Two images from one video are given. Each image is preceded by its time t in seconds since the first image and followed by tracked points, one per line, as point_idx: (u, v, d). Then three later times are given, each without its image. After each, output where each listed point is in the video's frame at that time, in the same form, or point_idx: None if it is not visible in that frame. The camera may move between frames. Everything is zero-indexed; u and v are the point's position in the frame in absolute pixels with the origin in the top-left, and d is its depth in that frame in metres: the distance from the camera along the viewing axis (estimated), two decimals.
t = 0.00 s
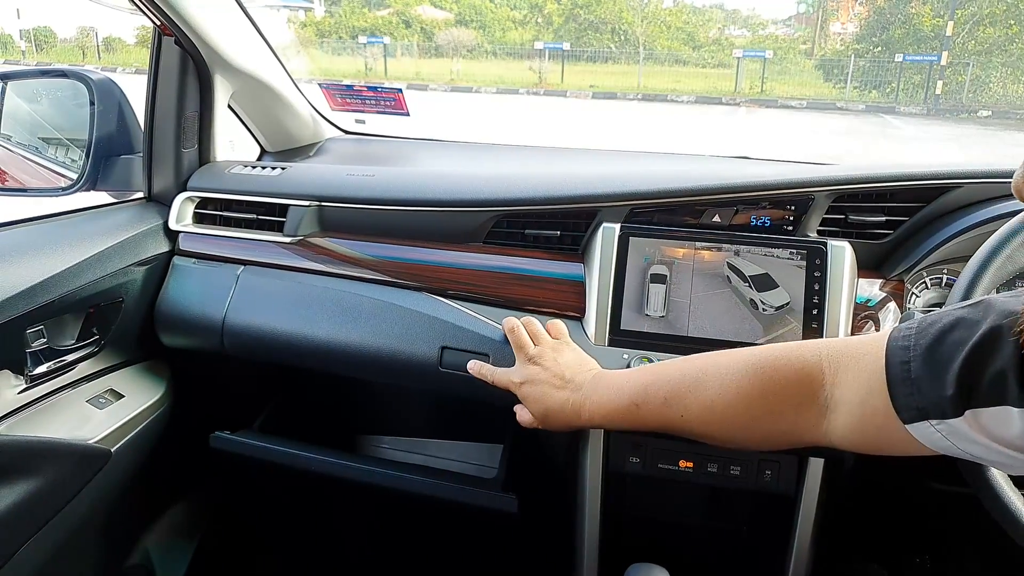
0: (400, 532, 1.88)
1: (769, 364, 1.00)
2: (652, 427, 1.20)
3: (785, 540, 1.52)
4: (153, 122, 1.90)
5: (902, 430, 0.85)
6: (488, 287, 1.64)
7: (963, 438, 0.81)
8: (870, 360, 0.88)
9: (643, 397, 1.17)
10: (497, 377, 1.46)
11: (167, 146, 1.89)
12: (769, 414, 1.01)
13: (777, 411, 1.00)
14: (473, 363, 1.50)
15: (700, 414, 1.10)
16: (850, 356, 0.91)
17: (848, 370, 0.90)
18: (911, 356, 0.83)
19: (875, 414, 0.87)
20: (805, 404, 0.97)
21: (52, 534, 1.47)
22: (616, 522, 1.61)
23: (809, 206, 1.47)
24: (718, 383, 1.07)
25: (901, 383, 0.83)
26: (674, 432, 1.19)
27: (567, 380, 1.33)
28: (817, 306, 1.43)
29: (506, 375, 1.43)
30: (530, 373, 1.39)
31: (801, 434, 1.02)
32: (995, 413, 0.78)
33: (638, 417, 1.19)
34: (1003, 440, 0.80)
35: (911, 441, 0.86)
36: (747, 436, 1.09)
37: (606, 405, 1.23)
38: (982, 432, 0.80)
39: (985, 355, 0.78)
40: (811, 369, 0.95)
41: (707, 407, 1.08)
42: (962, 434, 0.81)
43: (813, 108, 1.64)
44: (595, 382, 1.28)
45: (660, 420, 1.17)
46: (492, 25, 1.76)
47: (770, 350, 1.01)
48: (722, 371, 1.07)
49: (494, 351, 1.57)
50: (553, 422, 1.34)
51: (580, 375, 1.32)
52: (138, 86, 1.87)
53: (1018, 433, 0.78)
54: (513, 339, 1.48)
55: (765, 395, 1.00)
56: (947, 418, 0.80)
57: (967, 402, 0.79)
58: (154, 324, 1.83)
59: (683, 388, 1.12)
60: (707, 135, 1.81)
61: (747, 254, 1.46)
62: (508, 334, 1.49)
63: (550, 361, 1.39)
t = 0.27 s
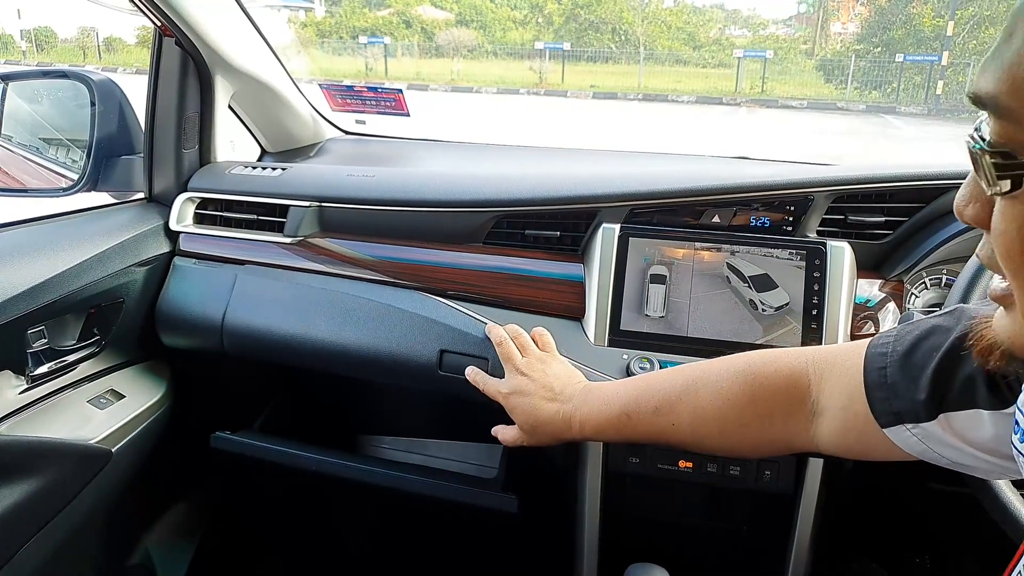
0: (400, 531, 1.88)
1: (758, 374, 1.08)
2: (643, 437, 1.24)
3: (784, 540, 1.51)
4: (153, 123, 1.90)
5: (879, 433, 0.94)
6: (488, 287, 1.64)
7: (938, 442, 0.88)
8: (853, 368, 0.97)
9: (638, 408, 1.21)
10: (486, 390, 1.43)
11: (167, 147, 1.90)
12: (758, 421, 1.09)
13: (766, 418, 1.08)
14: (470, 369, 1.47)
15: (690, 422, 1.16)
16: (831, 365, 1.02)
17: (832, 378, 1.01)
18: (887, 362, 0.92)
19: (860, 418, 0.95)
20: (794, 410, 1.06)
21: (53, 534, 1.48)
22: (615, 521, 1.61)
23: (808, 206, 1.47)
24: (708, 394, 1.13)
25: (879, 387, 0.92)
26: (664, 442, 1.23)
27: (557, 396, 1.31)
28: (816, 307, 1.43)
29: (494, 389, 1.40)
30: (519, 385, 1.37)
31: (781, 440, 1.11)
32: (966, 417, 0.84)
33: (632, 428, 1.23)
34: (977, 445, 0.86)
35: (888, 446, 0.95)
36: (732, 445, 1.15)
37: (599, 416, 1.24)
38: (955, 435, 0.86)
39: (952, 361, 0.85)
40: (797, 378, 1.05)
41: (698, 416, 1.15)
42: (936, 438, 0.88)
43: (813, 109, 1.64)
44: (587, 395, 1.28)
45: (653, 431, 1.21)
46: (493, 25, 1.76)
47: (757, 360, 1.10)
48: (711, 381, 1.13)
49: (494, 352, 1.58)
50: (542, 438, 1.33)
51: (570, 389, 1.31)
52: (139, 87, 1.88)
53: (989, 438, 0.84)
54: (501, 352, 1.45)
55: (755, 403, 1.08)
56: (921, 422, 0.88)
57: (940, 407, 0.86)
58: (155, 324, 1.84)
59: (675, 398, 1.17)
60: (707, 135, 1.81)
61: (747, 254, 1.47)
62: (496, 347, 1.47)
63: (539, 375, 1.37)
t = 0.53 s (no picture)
0: (399, 531, 1.86)
1: (753, 386, 1.09)
2: (642, 450, 1.23)
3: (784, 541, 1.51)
4: (154, 123, 1.91)
5: (874, 440, 0.95)
6: (488, 286, 1.64)
7: (932, 449, 0.91)
8: (845, 378, 0.99)
9: (637, 419, 1.20)
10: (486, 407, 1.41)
11: (169, 146, 1.90)
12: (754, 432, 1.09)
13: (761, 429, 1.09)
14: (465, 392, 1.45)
15: (688, 437, 1.16)
16: (823, 374, 1.03)
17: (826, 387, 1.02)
18: (881, 371, 0.94)
19: (857, 425, 0.96)
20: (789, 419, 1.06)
21: (54, 532, 1.48)
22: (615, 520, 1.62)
23: (808, 206, 1.47)
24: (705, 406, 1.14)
25: (873, 396, 0.94)
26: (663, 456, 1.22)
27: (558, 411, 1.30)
28: (815, 306, 1.43)
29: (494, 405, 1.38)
30: (519, 401, 1.34)
31: (775, 452, 1.11)
32: (959, 423, 0.87)
33: (631, 442, 1.22)
34: (967, 450, 0.90)
35: (884, 452, 0.96)
36: (728, 457, 1.15)
37: (600, 430, 1.24)
38: (949, 441, 0.89)
39: (946, 368, 0.88)
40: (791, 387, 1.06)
41: (696, 429, 1.15)
42: (930, 444, 0.91)
43: (813, 109, 1.66)
44: (586, 414, 1.27)
45: (652, 443, 1.20)
46: (493, 25, 1.76)
47: (749, 373, 1.12)
48: (707, 394, 1.14)
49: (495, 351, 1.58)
50: (543, 454, 1.32)
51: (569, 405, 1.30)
52: (140, 87, 1.88)
53: (980, 442, 0.88)
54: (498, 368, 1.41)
55: (751, 414, 1.09)
56: (915, 430, 0.90)
57: (933, 414, 0.88)
58: (157, 324, 1.85)
59: (671, 411, 1.17)
60: (708, 135, 1.82)
61: (746, 254, 1.47)
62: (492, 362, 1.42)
63: (539, 390, 1.35)
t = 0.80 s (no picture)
0: (402, 531, 1.86)
1: (761, 399, 1.09)
2: (651, 466, 1.22)
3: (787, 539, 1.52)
4: (158, 122, 1.92)
5: (885, 448, 0.95)
6: (490, 286, 1.64)
7: (943, 454, 0.89)
8: (855, 388, 0.99)
9: (646, 434, 1.19)
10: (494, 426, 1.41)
11: (172, 145, 1.91)
12: (765, 444, 1.09)
13: (773, 441, 1.08)
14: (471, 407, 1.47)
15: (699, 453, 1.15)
16: (832, 385, 1.04)
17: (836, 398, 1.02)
18: (893, 375, 0.94)
19: (870, 434, 0.96)
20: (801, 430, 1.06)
21: (57, 532, 1.48)
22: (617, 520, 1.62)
23: (810, 205, 1.48)
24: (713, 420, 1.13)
25: (885, 401, 0.93)
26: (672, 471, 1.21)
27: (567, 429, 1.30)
28: (818, 305, 1.44)
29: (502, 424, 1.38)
30: (525, 421, 1.34)
31: (784, 465, 1.11)
32: (971, 429, 0.86)
33: (641, 457, 1.20)
34: (982, 457, 0.87)
35: (897, 460, 0.96)
36: (739, 471, 1.14)
37: (609, 446, 1.23)
38: (961, 446, 0.87)
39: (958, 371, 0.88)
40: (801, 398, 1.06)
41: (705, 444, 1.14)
42: (941, 450, 0.89)
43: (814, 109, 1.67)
44: (594, 430, 1.27)
45: (662, 458, 1.19)
46: (494, 25, 1.76)
47: (757, 386, 1.12)
48: (714, 408, 1.14)
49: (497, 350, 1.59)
50: (553, 472, 1.32)
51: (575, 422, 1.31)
52: (143, 87, 1.89)
53: (993, 448, 0.85)
54: (502, 391, 1.40)
55: (760, 425, 1.09)
56: (928, 435, 0.89)
57: (945, 418, 0.87)
58: (159, 324, 1.85)
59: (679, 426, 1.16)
60: (709, 134, 1.82)
61: (748, 253, 1.47)
62: (494, 385, 1.42)
63: (545, 408, 1.35)
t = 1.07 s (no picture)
0: (404, 531, 1.88)
1: (781, 402, 0.95)
2: (672, 474, 1.10)
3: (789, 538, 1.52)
4: (158, 122, 1.91)
5: (918, 458, 0.80)
6: (491, 286, 1.64)
7: (974, 460, 0.76)
8: (884, 389, 0.84)
9: (660, 440, 1.08)
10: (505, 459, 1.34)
11: (172, 145, 1.91)
12: (786, 452, 0.94)
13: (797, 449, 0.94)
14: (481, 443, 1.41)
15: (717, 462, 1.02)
16: (858, 387, 0.88)
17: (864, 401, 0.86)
18: (922, 377, 0.80)
19: (897, 442, 0.81)
20: (825, 437, 0.91)
21: (57, 533, 1.48)
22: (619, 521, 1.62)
23: (810, 205, 1.48)
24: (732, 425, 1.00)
25: (911, 405, 0.80)
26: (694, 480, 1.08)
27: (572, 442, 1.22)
28: (818, 305, 1.45)
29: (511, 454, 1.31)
30: (535, 442, 1.27)
31: (817, 476, 0.96)
32: (1008, 432, 0.72)
33: (657, 465, 1.09)
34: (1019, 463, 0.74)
35: (929, 471, 0.80)
36: (764, 480, 1.00)
37: (622, 454, 1.13)
38: (995, 450, 0.74)
39: (994, 370, 0.74)
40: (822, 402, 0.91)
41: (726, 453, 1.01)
42: (973, 454, 0.76)
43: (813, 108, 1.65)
44: (604, 435, 1.18)
45: (681, 467, 1.07)
46: (495, 25, 1.77)
47: (780, 389, 0.96)
48: (733, 413, 1.00)
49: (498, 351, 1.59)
50: (570, 490, 1.23)
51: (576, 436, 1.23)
52: (144, 86, 1.89)
53: None
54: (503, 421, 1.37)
55: (782, 432, 0.94)
56: (958, 438, 0.75)
57: (978, 419, 0.74)
58: (160, 324, 1.85)
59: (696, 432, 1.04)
60: (709, 135, 1.82)
61: (748, 253, 1.47)
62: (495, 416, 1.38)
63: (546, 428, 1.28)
